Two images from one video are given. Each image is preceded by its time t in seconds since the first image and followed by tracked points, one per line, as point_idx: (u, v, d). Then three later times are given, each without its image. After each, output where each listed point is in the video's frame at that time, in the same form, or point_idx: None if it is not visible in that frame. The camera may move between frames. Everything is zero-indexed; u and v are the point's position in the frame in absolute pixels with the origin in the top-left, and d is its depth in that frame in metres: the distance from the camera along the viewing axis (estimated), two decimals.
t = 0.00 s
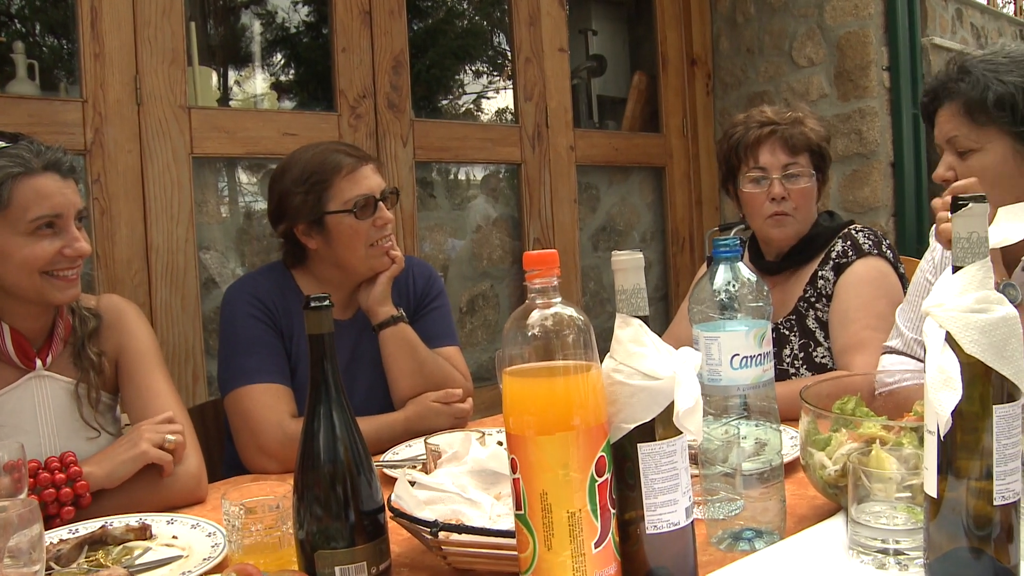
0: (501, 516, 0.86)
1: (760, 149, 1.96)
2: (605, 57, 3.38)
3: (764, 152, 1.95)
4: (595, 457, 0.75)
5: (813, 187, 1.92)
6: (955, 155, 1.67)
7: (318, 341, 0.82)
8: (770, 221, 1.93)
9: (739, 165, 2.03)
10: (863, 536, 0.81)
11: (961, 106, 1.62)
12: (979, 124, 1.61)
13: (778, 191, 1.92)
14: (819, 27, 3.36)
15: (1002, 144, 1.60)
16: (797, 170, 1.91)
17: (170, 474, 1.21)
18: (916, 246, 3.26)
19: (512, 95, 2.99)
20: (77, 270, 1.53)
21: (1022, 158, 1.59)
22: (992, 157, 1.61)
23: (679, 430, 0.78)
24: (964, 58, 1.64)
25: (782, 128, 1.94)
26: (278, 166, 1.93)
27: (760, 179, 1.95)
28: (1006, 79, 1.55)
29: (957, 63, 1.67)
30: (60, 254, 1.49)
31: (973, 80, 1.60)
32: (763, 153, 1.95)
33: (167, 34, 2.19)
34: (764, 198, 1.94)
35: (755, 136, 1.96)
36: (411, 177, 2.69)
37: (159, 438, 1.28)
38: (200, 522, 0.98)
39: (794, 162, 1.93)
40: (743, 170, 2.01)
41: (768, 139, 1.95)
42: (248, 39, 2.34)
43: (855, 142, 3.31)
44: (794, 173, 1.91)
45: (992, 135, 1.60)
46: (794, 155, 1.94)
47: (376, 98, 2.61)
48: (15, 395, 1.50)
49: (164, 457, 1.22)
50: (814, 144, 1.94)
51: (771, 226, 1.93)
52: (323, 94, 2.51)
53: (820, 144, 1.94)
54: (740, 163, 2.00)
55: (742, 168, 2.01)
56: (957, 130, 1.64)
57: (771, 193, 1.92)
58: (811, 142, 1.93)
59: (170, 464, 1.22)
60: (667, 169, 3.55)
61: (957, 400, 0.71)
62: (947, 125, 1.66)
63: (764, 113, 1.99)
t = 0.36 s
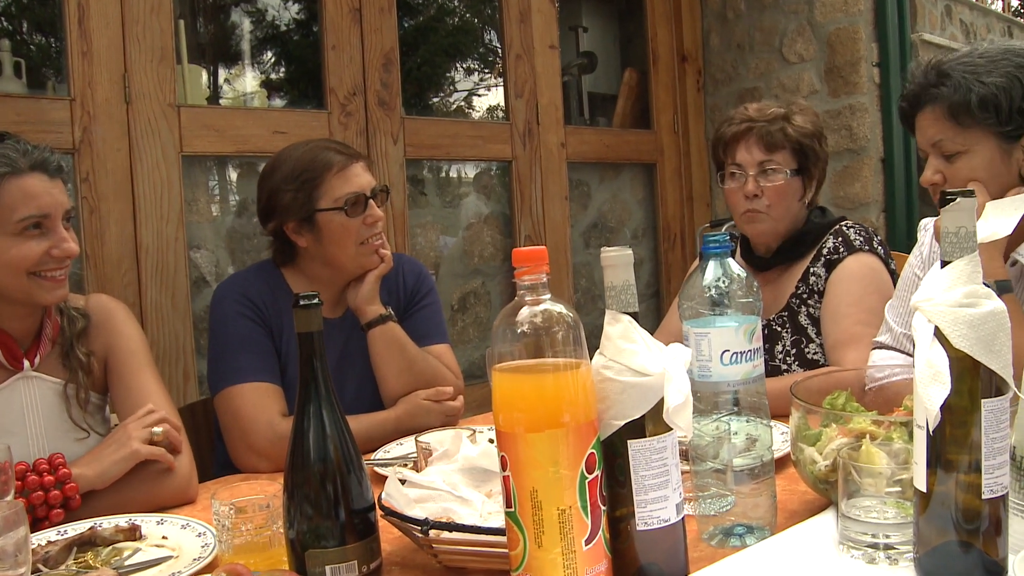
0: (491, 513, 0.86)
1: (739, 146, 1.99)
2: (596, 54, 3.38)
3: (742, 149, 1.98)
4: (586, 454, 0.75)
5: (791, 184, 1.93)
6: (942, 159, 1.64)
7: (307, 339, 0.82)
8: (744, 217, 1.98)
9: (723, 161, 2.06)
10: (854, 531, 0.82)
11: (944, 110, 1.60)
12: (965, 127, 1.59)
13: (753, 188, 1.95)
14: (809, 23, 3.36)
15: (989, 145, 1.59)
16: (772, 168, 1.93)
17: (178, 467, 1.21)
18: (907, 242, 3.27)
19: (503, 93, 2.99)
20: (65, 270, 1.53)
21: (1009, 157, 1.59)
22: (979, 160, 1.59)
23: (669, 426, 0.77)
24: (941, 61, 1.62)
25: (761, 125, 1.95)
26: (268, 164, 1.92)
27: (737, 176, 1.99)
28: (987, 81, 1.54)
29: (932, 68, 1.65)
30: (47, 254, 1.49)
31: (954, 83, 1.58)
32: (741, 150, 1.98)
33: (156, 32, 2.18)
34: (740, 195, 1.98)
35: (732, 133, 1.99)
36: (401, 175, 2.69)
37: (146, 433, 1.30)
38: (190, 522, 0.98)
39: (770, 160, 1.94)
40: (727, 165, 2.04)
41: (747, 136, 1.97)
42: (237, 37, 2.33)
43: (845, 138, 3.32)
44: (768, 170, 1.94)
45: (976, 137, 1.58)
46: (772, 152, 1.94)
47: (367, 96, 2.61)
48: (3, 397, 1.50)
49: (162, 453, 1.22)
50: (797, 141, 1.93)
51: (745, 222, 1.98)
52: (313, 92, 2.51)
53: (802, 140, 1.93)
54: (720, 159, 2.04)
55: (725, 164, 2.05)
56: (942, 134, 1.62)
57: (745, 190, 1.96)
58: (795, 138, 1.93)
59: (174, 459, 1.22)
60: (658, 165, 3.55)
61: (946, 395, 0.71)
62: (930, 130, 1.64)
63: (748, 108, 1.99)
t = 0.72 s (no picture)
0: (478, 512, 0.86)
1: (726, 142, 2.00)
2: (583, 52, 3.38)
3: (728, 146, 1.99)
4: (571, 452, 0.75)
5: (769, 186, 1.93)
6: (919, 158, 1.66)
7: (292, 339, 0.82)
8: (722, 212, 2.00)
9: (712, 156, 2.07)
10: (840, 528, 0.82)
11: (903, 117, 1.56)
12: (922, 136, 1.52)
13: (732, 186, 1.96)
14: (795, 21, 3.37)
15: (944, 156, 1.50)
16: (752, 168, 1.93)
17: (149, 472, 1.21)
18: (893, 239, 3.28)
19: (490, 91, 2.99)
20: (50, 271, 1.52)
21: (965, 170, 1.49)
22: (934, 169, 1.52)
23: (655, 424, 0.77)
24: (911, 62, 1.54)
25: (747, 124, 1.95)
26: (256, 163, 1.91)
27: (721, 171, 2.01)
28: (939, 94, 1.46)
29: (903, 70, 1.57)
30: (32, 255, 1.48)
31: (908, 94, 1.52)
32: (727, 147, 1.99)
33: (140, 31, 2.17)
34: (721, 190, 2.00)
35: (720, 129, 2.00)
36: (388, 174, 2.68)
37: (133, 437, 1.28)
38: (177, 522, 0.97)
39: (751, 160, 1.94)
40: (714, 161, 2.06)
41: (734, 133, 1.98)
42: (223, 37, 2.32)
43: (832, 136, 3.33)
44: (748, 170, 1.94)
45: (933, 148, 1.51)
46: (755, 153, 1.94)
47: (353, 95, 2.60)
48: None
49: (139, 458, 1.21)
50: (781, 143, 1.92)
51: (723, 217, 2.00)
52: (300, 92, 2.50)
53: (787, 143, 1.92)
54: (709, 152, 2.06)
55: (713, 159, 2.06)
56: (907, 139, 1.56)
57: (725, 187, 1.98)
58: (779, 140, 1.92)
59: (147, 463, 1.22)
60: (645, 164, 3.56)
61: (931, 390, 0.71)
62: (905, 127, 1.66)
63: (740, 105, 1.99)
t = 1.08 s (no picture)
0: (466, 509, 0.86)
1: (724, 140, 1.98)
2: (571, 50, 3.38)
3: (725, 145, 1.98)
4: (558, 448, 0.74)
5: (765, 188, 1.92)
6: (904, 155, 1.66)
7: (279, 336, 0.82)
8: (716, 211, 2.01)
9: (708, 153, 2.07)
10: (827, 523, 0.82)
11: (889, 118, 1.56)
12: (908, 138, 1.53)
13: (728, 186, 1.96)
14: (783, 19, 3.38)
15: (929, 157, 1.51)
16: (748, 169, 1.93)
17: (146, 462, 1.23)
18: (882, 235, 3.29)
19: (479, 90, 2.99)
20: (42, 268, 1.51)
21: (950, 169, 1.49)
22: (920, 169, 1.52)
23: (642, 420, 0.77)
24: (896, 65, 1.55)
25: (746, 124, 1.94)
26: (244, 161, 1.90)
27: (718, 169, 2.00)
28: (924, 96, 1.47)
29: (888, 73, 1.58)
30: (27, 253, 1.47)
31: (893, 96, 1.52)
32: (724, 146, 1.98)
33: (127, 28, 2.14)
34: (716, 189, 2.00)
35: (718, 127, 1.98)
36: (377, 172, 2.68)
37: (115, 427, 1.28)
38: (164, 521, 0.97)
39: (748, 160, 1.93)
40: (710, 157, 2.05)
41: (732, 132, 1.97)
42: (211, 35, 2.31)
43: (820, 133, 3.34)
44: (745, 170, 1.93)
45: (919, 148, 1.51)
46: (752, 153, 1.93)
47: (341, 93, 2.60)
48: None
49: (131, 447, 1.23)
50: (778, 146, 1.91)
51: (717, 216, 2.01)
52: (287, 90, 2.50)
53: (784, 145, 1.91)
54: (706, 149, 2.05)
55: (709, 155, 2.06)
56: (894, 141, 1.57)
57: (720, 186, 1.97)
58: (777, 142, 1.91)
59: (138, 455, 1.23)
60: (634, 161, 3.57)
61: (917, 385, 0.72)
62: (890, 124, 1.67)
63: (739, 104, 1.96)
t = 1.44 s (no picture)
0: (455, 507, 0.85)
1: (714, 141, 1.99)
2: (561, 47, 3.38)
3: (714, 146, 1.98)
4: (546, 445, 0.74)
5: (750, 191, 1.92)
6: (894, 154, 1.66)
7: (266, 333, 0.81)
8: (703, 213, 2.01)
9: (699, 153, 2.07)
10: (816, 520, 0.82)
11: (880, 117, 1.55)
12: (896, 137, 1.53)
13: (714, 188, 1.96)
14: (773, 17, 3.38)
15: (917, 155, 1.51)
16: (733, 173, 1.93)
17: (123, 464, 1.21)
18: (871, 234, 3.29)
19: (470, 87, 2.99)
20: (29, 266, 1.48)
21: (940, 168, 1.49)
22: (910, 168, 1.52)
23: (630, 416, 0.77)
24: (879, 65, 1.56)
25: (734, 126, 1.93)
26: (231, 159, 1.87)
27: (707, 170, 2.01)
28: (910, 96, 1.47)
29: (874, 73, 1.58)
30: (14, 251, 1.44)
31: (880, 96, 1.53)
32: (713, 147, 1.98)
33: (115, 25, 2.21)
34: (704, 189, 2.00)
35: (708, 128, 1.98)
36: (366, 169, 2.68)
37: (104, 429, 1.27)
38: (151, 519, 0.97)
39: (734, 163, 1.94)
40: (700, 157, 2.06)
41: (721, 134, 1.97)
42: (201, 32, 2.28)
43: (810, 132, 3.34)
44: (731, 173, 1.94)
45: (907, 148, 1.51)
46: (738, 156, 1.93)
47: (331, 91, 2.59)
48: None
49: (115, 448, 1.22)
50: (765, 150, 1.90)
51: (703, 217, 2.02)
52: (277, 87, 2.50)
53: (771, 150, 1.90)
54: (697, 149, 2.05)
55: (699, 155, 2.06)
56: (882, 141, 1.57)
57: (707, 188, 1.98)
58: (764, 147, 1.91)
59: (123, 455, 1.22)
60: (624, 159, 3.57)
61: (904, 381, 0.72)
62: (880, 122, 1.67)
63: (730, 105, 1.95)
